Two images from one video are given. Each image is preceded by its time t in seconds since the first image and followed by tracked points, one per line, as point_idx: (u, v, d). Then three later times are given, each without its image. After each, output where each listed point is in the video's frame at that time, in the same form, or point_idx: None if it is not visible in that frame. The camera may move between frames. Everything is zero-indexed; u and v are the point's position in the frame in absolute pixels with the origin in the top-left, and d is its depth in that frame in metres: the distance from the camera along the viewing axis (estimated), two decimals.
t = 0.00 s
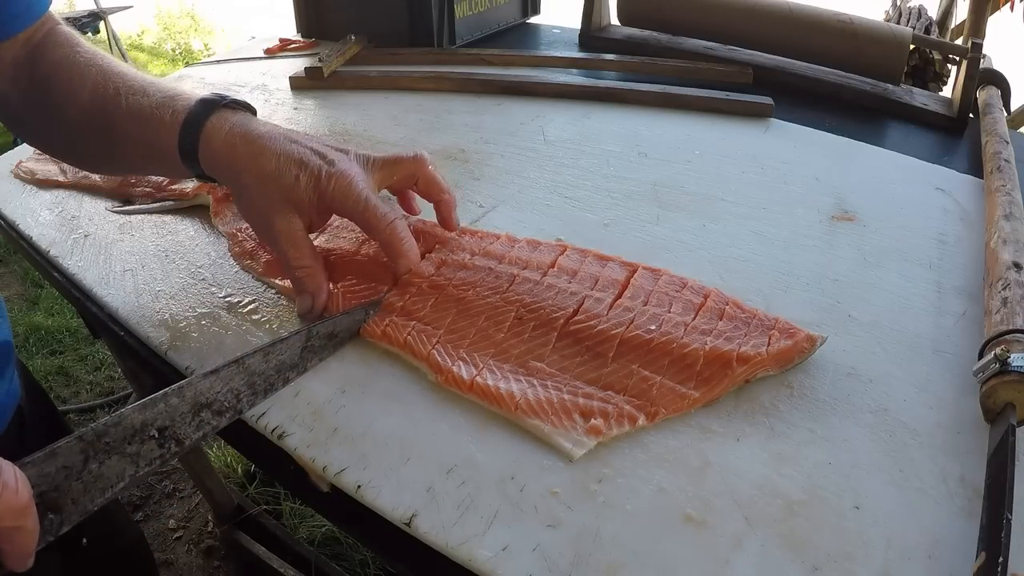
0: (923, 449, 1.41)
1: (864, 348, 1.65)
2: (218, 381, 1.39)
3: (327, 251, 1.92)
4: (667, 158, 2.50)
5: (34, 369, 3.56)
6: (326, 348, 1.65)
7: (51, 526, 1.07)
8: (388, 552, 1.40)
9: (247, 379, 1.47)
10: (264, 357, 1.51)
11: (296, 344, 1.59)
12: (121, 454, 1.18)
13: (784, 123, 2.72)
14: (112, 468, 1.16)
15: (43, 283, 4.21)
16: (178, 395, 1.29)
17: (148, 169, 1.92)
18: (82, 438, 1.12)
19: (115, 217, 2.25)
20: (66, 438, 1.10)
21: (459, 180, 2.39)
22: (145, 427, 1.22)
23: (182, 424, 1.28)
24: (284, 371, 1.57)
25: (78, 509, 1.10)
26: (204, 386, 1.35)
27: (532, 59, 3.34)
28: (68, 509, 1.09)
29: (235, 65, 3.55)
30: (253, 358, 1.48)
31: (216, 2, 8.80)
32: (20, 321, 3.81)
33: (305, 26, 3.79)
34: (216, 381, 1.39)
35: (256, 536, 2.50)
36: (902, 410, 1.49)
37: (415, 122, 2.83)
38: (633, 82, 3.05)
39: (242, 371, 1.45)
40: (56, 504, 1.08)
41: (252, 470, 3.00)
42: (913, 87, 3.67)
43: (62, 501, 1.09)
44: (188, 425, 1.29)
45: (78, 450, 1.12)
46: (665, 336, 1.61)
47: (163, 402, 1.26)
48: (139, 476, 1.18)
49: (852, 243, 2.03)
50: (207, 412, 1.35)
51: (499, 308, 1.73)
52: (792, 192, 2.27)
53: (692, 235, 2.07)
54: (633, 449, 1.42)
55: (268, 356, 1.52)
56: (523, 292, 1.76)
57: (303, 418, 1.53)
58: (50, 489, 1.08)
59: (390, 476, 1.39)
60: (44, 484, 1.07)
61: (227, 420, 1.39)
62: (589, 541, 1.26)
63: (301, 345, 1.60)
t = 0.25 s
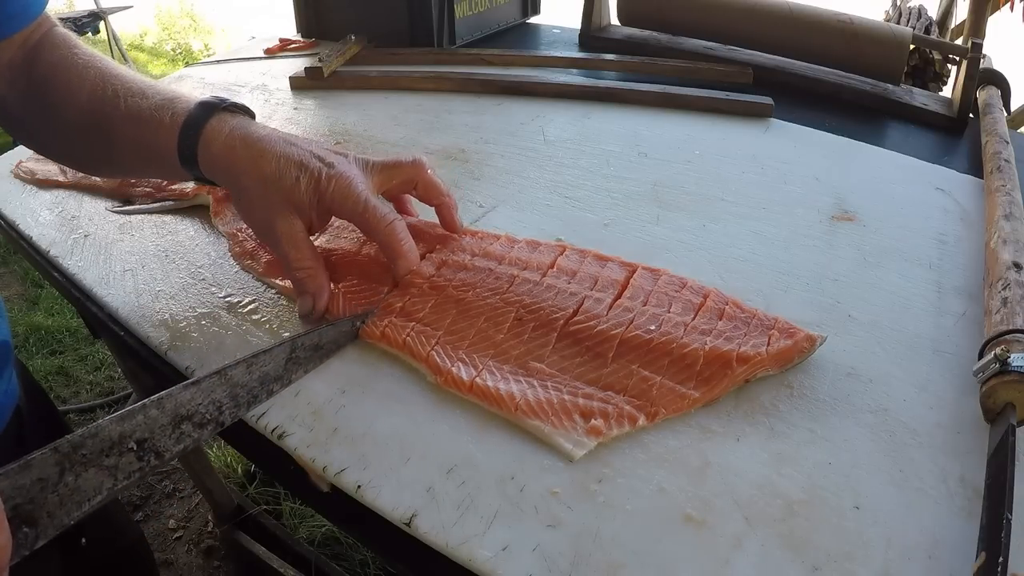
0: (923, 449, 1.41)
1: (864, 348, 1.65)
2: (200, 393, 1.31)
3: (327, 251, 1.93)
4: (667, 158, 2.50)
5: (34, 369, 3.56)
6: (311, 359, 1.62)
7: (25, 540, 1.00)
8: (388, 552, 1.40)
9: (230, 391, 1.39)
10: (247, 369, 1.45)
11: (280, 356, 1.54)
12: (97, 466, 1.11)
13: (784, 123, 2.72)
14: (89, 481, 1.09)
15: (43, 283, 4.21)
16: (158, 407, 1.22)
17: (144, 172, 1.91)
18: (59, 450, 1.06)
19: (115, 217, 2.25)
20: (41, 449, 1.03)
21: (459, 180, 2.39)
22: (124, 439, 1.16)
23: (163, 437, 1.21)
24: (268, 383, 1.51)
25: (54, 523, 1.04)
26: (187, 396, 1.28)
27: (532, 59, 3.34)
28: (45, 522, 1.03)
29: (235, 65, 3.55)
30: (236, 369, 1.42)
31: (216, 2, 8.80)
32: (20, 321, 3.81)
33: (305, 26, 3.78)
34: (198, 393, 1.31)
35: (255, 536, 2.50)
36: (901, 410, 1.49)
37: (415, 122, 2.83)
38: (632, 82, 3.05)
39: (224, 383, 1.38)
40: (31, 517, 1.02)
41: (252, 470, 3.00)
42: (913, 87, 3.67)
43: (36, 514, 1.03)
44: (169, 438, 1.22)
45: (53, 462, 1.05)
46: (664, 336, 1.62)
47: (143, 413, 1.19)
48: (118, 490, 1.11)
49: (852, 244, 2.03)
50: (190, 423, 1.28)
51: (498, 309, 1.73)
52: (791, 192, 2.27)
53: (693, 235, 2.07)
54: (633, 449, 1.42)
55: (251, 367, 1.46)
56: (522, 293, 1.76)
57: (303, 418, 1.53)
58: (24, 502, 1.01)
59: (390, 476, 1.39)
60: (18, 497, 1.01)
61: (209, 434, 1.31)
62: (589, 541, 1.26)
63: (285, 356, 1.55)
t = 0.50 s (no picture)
0: (923, 449, 1.41)
1: (864, 348, 1.65)
2: (194, 398, 1.30)
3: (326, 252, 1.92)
4: (667, 158, 2.50)
5: (34, 369, 3.56)
6: (307, 362, 1.60)
7: (21, 544, 1.00)
8: (388, 552, 1.40)
9: (224, 395, 1.38)
10: (242, 373, 1.43)
11: (276, 360, 1.53)
12: (92, 471, 1.10)
13: (783, 123, 2.72)
14: (83, 486, 1.09)
15: (43, 283, 4.21)
16: (153, 412, 1.21)
17: (140, 173, 1.91)
18: (53, 455, 1.05)
19: (115, 217, 2.25)
20: (36, 455, 1.03)
21: (459, 180, 2.39)
22: (118, 445, 1.15)
23: (158, 441, 1.20)
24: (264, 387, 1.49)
25: (49, 527, 1.03)
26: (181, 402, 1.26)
27: (532, 59, 3.34)
28: (39, 526, 1.02)
29: (235, 65, 3.55)
30: (230, 373, 1.40)
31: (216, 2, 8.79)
32: (20, 322, 3.81)
33: (305, 26, 3.78)
34: (193, 398, 1.29)
35: (255, 536, 2.50)
36: (902, 410, 1.49)
37: (415, 122, 2.83)
38: (632, 82, 3.05)
39: (218, 387, 1.37)
40: (26, 522, 1.01)
41: (252, 470, 3.00)
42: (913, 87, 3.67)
43: (32, 519, 1.02)
44: (163, 442, 1.21)
45: (48, 468, 1.05)
46: (664, 336, 1.62)
47: (137, 418, 1.18)
48: (113, 495, 1.10)
49: (852, 244, 2.03)
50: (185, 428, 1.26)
51: (499, 309, 1.73)
52: (792, 192, 2.27)
53: (693, 235, 2.07)
54: (633, 449, 1.42)
55: (247, 371, 1.45)
56: (522, 293, 1.76)
57: (303, 418, 1.53)
58: (19, 507, 1.01)
59: (390, 476, 1.39)
60: (13, 502, 1.00)
61: (205, 438, 1.30)
62: (589, 541, 1.26)
63: (280, 360, 1.54)
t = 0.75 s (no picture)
0: (923, 449, 1.41)
1: (864, 348, 1.65)
2: (194, 406, 1.31)
3: (331, 252, 1.92)
4: (667, 158, 2.50)
5: (34, 369, 3.56)
6: (306, 366, 1.60)
7: (25, 554, 1.01)
8: (388, 552, 1.40)
9: (225, 402, 1.38)
10: (242, 379, 1.43)
11: (276, 365, 1.53)
12: (94, 481, 1.12)
13: (784, 123, 2.72)
14: (86, 495, 1.10)
15: (43, 283, 4.21)
16: (152, 420, 1.22)
17: (148, 172, 1.91)
18: (54, 467, 1.07)
19: (115, 217, 2.25)
20: (37, 468, 1.05)
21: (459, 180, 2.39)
22: (119, 454, 1.16)
23: (159, 449, 1.22)
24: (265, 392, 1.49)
25: (53, 536, 1.05)
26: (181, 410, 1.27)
27: (532, 59, 3.34)
28: (42, 536, 1.04)
29: (235, 65, 3.55)
30: (230, 380, 1.41)
31: (215, 2, 8.79)
32: (20, 322, 3.81)
33: (305, 26, 3.78)
34: (192, 405, 1.30)
35: (255, 536, 2.50)
36: (902, 410, 1.49)
37: (415, 122, 2.83)
38: (632, 82, 3.05)
39: (219, 395, 1.37)
40: (30, 532, 1.03)
41: (252, 470, 3.00)
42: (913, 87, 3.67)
43: (35, 529, 1.04)
44: (164, 450, 1.22)
45: (50, 479, 1.06)
46: (664, 336, 1.62)
47: (138, 427, 1.19)
48: (115, 503, 1.12)
49: (852, 243, 2.03)
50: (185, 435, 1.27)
51: (499, 307, 1.73)
52: (791, 192, 2.27)
53: (692, 235, 2.07)
54: (633, 449, 1.42)
55: (246, 378, 1.45)
56: (523, 291, 1.76)
57: (303, 418, 1.53)
58: (22, 518, 1.03)
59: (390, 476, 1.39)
60: (16, 514, 1.02)
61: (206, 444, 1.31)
62: (589, 541, 1.26)
63: (281, 367, 1.54)
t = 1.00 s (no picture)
0: (923, 449, 1.41)
1: (864, 348, 1.65)
2: (192, 408, 1.31)
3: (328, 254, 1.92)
4: (667, 158, 2.50)
5: (34, 369, 3.56)
6: (305, 367, 1.60)
7: (22, 556, 1.02)
8: (388, 552, 1.40)
9: (223, 403, 1.38)
10: (240, 382, 1.43)
11: (274, 367, 1.52)
12: (91, 483, 1.13)
13: (784, 123, 2.72)
14: (83, 497, 1.11)
15: (43, 283, 4.21)
16: (150, 422, 1.23)
17: (146, 172, 1.91)
18: (51, 469, 1.08)
19: (115, 217, 2.25)
20: (35, 470, 1.06)
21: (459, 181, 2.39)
22: (116, 456, 1.17)
23: (156, 451, 1.22)
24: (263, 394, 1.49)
25: (51, 538, 1.06)
26: (178, 412, 1.28)
27: (532, 59, 3.34)
28: (40, 538, 1.05)
29: (235, 65, 3.56)
30: (229, 382, 1.41)
31: (215, 2, 8.79)
32: (20, 322, 3.81)
33: (305, 26, 3.78)
34: (190, 408, 1.31)
35: (255, 536, 2.50)
36: (901, 410, 1.49)
37: (415, 122, 2.83)
38: (633, 82, 3.05)
39: (217, 397, 1.37)
40: (27, 534, 1.04)
41: (252, 470, 3.00)
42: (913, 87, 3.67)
43: (33, 531, 1.05)
44: (162, 452, 1.23)
45: (47, 481, 1.07)
46: (664, 336, 1.62)
47: (135, 430, 1.20)
48: (112, 504, 1.12)
49: (852, 243, 2.03)
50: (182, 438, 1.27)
51: (499, 309, 1.73)
52: (791, 192, 2.27)
53: (692, 235, 2.07)
54: (633, 449, 1.42)
55: (245, 380, 1.45)
56: (522, 293, 1.76)
57: (303, 418, 1.53)
58: (20, 521, 1.03)
59: (390, 476, 1.39)
60: (13, 516, 1.03)
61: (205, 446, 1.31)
62: (589, 541, 1.26)
63: (278, 369, 1.54)
